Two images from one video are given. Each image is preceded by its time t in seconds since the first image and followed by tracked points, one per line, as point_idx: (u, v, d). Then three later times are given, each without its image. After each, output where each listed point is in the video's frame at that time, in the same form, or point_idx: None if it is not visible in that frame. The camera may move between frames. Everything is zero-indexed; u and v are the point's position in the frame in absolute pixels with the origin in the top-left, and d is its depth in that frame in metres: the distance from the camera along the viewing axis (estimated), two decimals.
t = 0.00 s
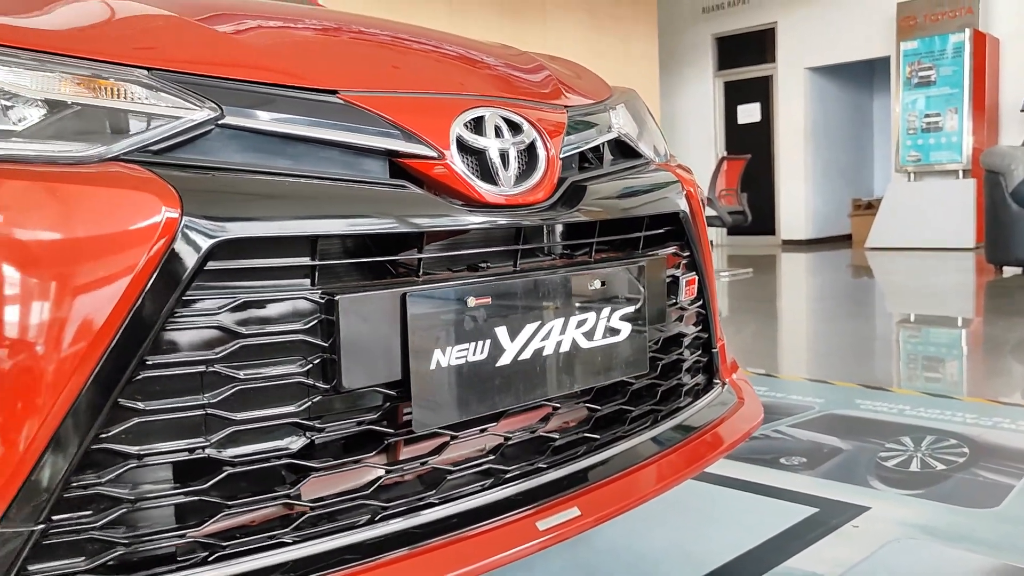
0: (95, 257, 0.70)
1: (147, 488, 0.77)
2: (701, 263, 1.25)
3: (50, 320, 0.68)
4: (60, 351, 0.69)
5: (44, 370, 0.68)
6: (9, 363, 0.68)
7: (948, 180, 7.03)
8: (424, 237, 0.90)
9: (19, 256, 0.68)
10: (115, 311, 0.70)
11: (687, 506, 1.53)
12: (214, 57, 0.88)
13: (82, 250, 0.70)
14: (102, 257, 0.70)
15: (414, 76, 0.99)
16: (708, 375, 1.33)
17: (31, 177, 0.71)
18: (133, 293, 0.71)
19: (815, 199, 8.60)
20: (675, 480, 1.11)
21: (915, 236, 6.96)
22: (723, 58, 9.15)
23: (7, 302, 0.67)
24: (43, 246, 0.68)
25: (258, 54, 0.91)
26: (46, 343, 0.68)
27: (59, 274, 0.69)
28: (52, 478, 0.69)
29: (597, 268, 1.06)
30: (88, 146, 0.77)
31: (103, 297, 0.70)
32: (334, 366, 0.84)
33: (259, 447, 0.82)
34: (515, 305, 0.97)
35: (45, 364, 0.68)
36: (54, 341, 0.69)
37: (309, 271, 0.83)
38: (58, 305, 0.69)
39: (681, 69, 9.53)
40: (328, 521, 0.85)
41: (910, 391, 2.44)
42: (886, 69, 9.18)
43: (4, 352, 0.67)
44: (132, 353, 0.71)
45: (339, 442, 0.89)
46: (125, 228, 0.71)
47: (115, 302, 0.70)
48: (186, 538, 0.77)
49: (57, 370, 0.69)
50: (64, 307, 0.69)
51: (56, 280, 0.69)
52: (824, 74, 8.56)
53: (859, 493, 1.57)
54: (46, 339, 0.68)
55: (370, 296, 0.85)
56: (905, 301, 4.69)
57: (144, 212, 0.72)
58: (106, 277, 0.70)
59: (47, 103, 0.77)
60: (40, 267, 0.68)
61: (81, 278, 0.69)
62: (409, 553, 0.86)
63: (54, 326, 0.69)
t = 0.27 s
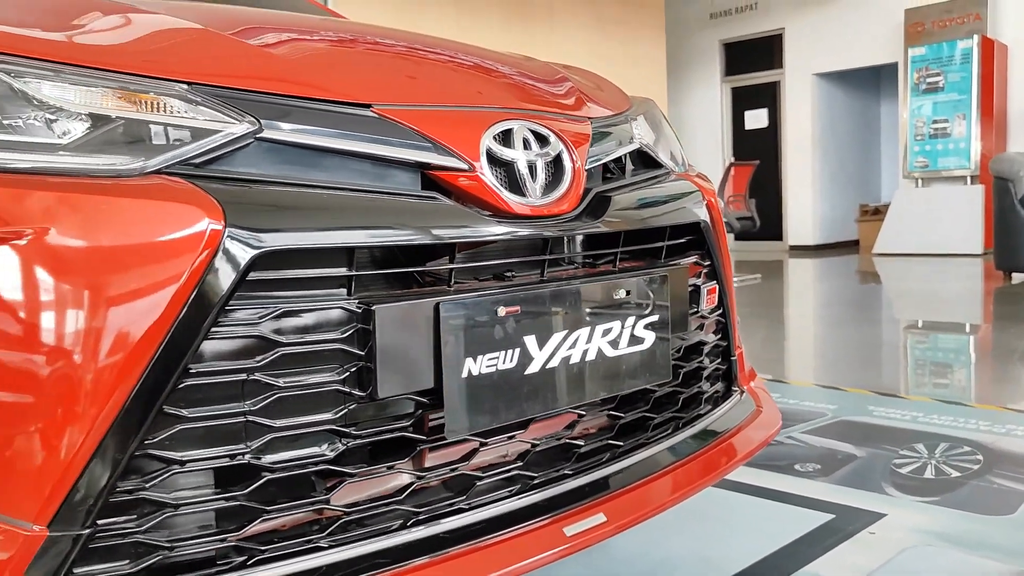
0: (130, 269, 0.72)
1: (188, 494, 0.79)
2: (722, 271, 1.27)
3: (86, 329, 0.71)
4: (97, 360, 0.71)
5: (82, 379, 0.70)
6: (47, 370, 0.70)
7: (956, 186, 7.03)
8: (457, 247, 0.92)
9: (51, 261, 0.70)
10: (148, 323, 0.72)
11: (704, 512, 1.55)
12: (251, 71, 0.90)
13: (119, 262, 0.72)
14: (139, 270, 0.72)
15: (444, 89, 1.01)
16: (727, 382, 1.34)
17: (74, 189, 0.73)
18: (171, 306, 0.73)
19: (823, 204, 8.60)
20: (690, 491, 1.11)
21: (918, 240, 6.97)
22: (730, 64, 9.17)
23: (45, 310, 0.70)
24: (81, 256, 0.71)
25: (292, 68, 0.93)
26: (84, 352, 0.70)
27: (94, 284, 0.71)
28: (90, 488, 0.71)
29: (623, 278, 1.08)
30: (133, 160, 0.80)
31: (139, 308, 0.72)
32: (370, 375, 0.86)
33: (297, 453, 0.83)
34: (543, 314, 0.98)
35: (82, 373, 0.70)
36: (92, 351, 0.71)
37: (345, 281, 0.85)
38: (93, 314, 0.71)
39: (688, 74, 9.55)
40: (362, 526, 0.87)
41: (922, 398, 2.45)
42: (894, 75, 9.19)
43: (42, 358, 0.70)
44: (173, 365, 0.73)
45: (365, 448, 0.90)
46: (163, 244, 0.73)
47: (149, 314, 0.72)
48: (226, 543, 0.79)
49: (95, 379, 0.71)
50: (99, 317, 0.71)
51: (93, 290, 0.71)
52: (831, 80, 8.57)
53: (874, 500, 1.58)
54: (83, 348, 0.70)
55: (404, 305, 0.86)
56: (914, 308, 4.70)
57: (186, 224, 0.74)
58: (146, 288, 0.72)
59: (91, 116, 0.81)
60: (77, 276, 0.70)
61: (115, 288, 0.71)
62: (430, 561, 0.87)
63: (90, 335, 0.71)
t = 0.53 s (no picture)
0: (166, 274, 0.74)
1: (234, 490, 0.81)
2: (745, 274, 1.28)
3: (124, 331, 0.72)
4: (137, 363, 0.73)
5: (123, 380, 0.72)
6: (88, 369, 0.72)
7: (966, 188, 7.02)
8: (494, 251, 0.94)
9: (89, 259, 0.72)
10: (184, 329, 0.74)
11: (723, 513, 1.57)
12: (291, 78, 0.92)
13: (154, 266, 0.74)
14: (176, 276, 0.74)
15: (477, 95, 1.02)
16: (748, 384, 1.35)
17: (124, 194, 0.75)
18: (215, 315, 0.75)
19: (831, 206, 8.60)
20: (706, 496, 1.11)
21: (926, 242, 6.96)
22: (739, 65, 9.16)
23: (83, 309, 0.71)
24: (122, 260, 0.73)
25: (330, 75, 0.95)
26: (124, 353, 0.72)
27: (129, 284, 0.73)
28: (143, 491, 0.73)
29: (650, 281, 1.10)
30: (179, 164, 0.82)
31: (176, 312, 0.74)
32: (409, 375, 0.88)
33: (338, 451, 0.85)
34: (574, 316, 1.00)
35: (122, 375, 0.72)
36: (130, 353, 0.73)
37: (385, 282, 0.87)
38: (130, 316, 0.73)
39: (697, 75, 9.55)
40: (400, 523, 0.89)
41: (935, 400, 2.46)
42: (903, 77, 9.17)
43: (82, 357, 0.71)
44: (219, 371, 0.75)
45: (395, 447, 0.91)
46: (204, 253, 0.75)
47: (184, 320, 0.74)
48: (270, 539, 0.81)
49: (136, 381, 0.73)
50: (135, 319, 0.73)
51: (131, 294, 0.73)
52: (841, 81, 8.56)
53: (892, 501, 1.60)
54: (122, 349, 0.72)
55: (443, 307, 0.88)
56: (925, 310, 4.70)
57: (233, 227, 0.77)
58: (186, 292, 0.75)
59: (137, 123, 0.83)
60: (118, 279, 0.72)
61: (150, 291, 0.73)
62: (456, 562, 0.88)
63: (128, 336, 0.73)
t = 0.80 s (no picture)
0: (213, 267, 0.76)
1: (290, 477, 0.83)
2: (777, 270, 1.30)
3: (169, 324, 0.75)
4: (184, 358, 0.75)
5: (171, 375, 0.75)
6: (137, 361, 0.74)
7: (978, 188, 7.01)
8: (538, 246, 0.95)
9: (137, 246, 0.74)
10: (228, 324, 0.76)
11: (748, 507, 1.58)
12: (341, 75, 0.93)
13: (200, 259, 0.76)
14: (223, 272, 0.76)
15: (519, 92, 1.04)
16: (777, 379, 1.37)
17: (191, 187, 0.78)
18: (258, 313, 0.77)
19: (842, 205, 8.59)
20: (727, 495, 1.11)
21: (936, 241, 6.95)
22: (751, 64, 9.16)
23: (130, 300, 0.74)
24: (172, 254, 0.75)
25: (378, 71, 0.96)
26: (170, 347, 0.75)
27: (173, 274, 0.75)
28: (197, 480, 0.76)
29: (687, 276, 1.12)
30: (238, 159, 0.83)
31: (219, 309, 0.76)
32: (458, 366, 0.90)
33: (390, 440, 0.87)
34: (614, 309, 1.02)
35: (170, 369, 0.75)
36: (177, 347, 0.75)
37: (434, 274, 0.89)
38: (174, 309, 0.75)
39: (708, 73, 9.55)
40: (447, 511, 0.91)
41: (954, 398, 2.47)
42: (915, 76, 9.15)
43: (131, 349, 0.74)
44: (274, 368, 0.78)
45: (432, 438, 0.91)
46: (253, 251, 0.77)
47: (229, 315, 0.76)
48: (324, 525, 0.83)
49: (183, 376, 0.75)
50: (180, 313, 0.75)
51: (177, 287, 0.75)
52: (853, 80, 8.55)
53: (916, 496, 1.61)
54: (168, 342, 0.75)
55: (491, 300, 0.90)
56: (938, 309, 4.70)
57: (294, 218, 0.79)
58: (231, 288, 0.77)
59: (193, 118, 0.85)
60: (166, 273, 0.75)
61: (194, 285, 0.76)
62: (488, 554, 0.88)
63: (174, 330, 0.75)
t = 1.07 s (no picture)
0: (266, 259, 0.78)
1: (359, 462, 0.86)
2: (817, 265, 1.32)
3: (227, 315, 0.78)
4: (243, 352, 0.78)
5: (230, 368, 0.77)
6: (197, 351, 0.77)
7: (996, 186, 6.98)
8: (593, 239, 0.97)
9: (199, 235, 0.77)
10: (284, 318, 0.78)
11: (783, 501, 1.60)
12: (401, 71, 0.96)
13: (254, 248, 0.78)
14: (280, 266, 0.79)
15: (571, 89, 1.06)
16: (816, 373, 1.38)
17: (268, 180, 0.81)
18: (310, 310, 0.79)
19: (858, 204, 8.57)
20: (757, 492, 1.11)
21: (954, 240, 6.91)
22: (767, 62, 9.14)
23: (189, 290, 0.77)
24: (231, 247, 0.77)
25: (436, 68, 0.99)
26: (228, 338, 0.77)
27: (228, 263, 0.77)
28: (274, 463, 0.79)
29: (736, 269, 1.13)
30: (306, 153, 0.85)
31: (273, 303, 0.78)
32: (519, 355, 0.92)
33: (455, 426, 0.90)
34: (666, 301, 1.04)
35: (229, 360, 0.77)
36: (235, 339, 0.78)
37: (494, 266, 0.91)
38: (230, 301, 0.78)
39: (723, 72, 9.54)
40: (507, 497, 0.93)
41: (980, 395, 2.47)
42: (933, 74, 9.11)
43: (191, 339, 0.77)
44: (341, 366, 0.80)
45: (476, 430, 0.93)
46: (311, 245, 0.80)
47: (285, 309, 0.78)
48: (390, 509, 0.86)
49: (242, 369, 0.78)
50: (236, 305, 0.78)
51: (234, 278, 0.78)
52: (870, 78, 8.52)
53: (950, 491, 1.62)
54: (227, 334, 0.78)
55: (551, 291, 0.92)
56: (958, 308, 4.69)
57: (366, 210, 0.81)
58: (285, 283, 0.79)
59: (261, 112, 0.87)
60: (226, 264, 0.77)
61: (248, 276, 0.78)
62: (539, 542, 0.90)
63: (231, 322, 0.78)
